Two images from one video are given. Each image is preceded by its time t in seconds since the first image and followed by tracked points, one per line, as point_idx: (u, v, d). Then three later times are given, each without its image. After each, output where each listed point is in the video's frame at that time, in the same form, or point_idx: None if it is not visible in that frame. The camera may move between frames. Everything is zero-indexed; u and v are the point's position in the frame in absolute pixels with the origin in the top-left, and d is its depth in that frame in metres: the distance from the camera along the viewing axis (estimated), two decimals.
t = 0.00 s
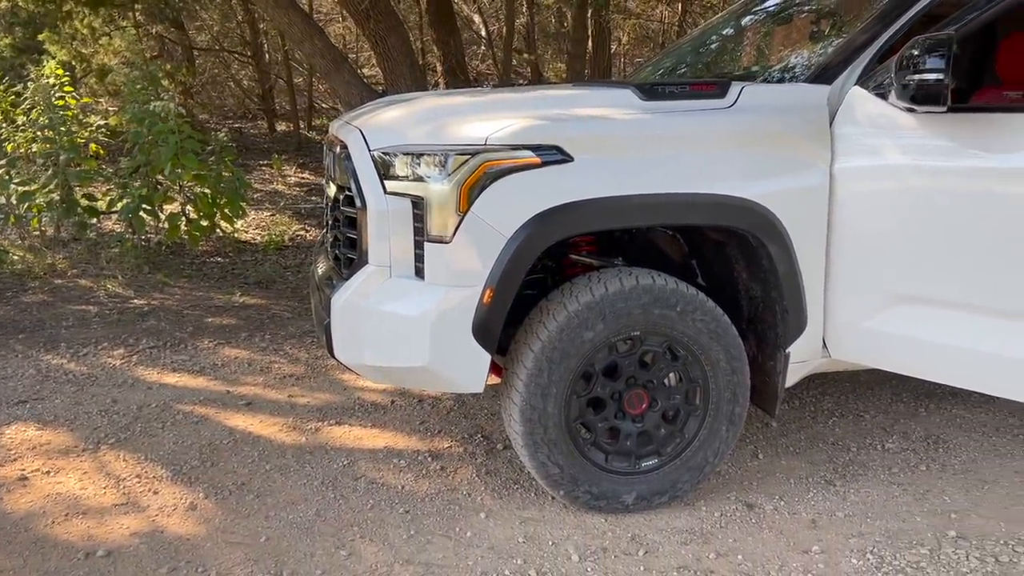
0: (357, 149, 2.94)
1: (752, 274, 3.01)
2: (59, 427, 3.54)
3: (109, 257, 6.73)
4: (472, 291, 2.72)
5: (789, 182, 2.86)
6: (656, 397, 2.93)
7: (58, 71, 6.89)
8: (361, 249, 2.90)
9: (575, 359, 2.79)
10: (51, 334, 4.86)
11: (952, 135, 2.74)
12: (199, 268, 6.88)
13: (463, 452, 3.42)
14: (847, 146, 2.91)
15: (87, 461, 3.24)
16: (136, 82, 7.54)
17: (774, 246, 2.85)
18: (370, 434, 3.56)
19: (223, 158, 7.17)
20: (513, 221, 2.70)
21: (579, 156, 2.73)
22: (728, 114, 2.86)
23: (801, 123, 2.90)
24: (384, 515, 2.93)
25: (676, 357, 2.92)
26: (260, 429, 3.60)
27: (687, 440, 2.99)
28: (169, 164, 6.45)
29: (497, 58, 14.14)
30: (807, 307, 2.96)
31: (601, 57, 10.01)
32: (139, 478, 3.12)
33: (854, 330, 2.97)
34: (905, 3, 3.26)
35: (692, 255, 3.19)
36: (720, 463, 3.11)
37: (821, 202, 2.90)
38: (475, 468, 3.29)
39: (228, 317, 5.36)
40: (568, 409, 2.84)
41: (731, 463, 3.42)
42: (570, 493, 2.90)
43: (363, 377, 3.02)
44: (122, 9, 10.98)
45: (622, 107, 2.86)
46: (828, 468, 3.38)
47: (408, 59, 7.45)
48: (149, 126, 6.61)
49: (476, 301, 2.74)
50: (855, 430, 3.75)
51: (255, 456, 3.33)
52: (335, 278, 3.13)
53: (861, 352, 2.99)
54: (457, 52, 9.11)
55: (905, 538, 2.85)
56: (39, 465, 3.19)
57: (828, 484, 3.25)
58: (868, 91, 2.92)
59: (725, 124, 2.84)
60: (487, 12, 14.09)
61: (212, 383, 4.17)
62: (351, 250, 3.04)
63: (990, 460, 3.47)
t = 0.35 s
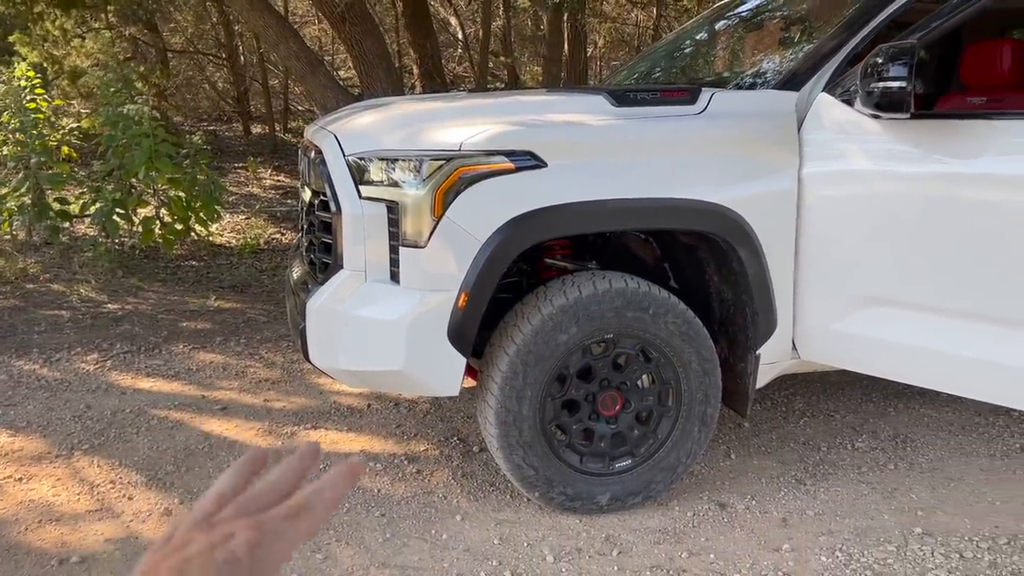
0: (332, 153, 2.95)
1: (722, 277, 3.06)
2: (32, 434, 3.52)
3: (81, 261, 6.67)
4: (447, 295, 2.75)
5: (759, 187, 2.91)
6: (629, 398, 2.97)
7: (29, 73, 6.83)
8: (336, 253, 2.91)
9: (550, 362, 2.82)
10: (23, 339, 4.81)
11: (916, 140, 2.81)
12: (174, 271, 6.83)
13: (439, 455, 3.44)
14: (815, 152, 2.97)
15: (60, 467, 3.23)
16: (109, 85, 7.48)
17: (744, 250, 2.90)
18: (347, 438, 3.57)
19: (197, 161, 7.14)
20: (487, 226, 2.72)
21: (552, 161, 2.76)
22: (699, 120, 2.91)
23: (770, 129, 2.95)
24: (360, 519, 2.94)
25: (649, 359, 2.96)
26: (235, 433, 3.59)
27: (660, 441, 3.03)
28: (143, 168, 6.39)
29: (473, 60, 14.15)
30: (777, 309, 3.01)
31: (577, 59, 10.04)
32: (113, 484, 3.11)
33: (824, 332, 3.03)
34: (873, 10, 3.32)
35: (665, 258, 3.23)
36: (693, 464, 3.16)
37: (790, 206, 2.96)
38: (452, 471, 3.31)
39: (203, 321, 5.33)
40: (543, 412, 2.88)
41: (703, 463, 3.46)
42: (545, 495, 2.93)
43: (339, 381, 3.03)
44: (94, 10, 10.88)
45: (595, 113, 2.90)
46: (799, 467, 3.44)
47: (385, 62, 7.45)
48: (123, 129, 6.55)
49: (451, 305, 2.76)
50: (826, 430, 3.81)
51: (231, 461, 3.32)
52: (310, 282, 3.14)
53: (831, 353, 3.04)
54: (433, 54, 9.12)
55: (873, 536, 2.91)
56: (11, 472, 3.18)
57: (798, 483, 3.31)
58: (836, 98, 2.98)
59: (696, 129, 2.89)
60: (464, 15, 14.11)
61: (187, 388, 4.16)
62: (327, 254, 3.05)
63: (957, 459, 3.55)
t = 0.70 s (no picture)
0: (304, 157, 2.96)
1: (692, 279, 3.09)
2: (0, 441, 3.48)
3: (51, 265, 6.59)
4: (420, 298, 2.76)
5: (728, 190, 2.95)
6: (602, 400, 3.00)
7: None
8: (309, 257, 2.91)
9: (522, 364, 2.83)
10: None
11: (881, 144, 2.86)
12: (146, 276, 6.77)
13: (413, 458, 3.45)
14: (782, 156, 3.01)
15: (29, 474, 3.20)
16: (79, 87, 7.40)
17: (713, 252, 2.94)
18: (320, 442, 3.57)
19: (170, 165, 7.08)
20: (459, 229, 2.74)
21: (524, 165, 2.78)
22: (669, 125, 2.94)
23: (738, 133, 3.00)
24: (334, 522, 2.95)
25: (621, 360, 2.99)
26: (208, 438, 3.58)
27: (632, 442, 3.06)
28: (114, 171, 6.33)
29: (449, 64, 14.15)
30: (746, 311, 3.05)
31: (552, 63, 10.07)
32: (83, 490, 3.09)
33: (793, 334, 3.07)
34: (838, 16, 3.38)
35: (636, 261, 3.26)
36: (665, 464, 3.19)
37: (759, 210, 3.00)
38: (425, 474, 3.32)
39: (175, 326, 5.29)
40: (516, 414, 2.89)
41: (675, 463, 3.50)
42: (518, 496, 2.94)
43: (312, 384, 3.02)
44: (64, 12, 10.75)
45: (566, 117, 2.93)
46: (769, 467, 3.49)
47: (358, 65, 7.43)
48: (94, 132, 6.49)
49: (424, 308, 2.77)
50: (796, 430, 3.86)
51: (203, 466, 3.31)
52: (283, 285, 3.13)
53: (800, 355, 3.08)
54: (408, 57, 9.11)
55: (841, 534, 2.95)
56: None
57: (768, 482, 3.35)
58: (803, 103, 3.03)
59: (665, 134, 2.92)
60: (439, 18, 14.10)
61: (159, 393, 4.13)
62: (299, 257, 3.05)
63: (923, 457, 3.61)
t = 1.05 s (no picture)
0: (276, 162, 2.94)
1: (665, 282, 3.11)
2: None
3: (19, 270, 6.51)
4: (393, 303, 2.75)
5: (699, 194, 2.98)
6: (575, 403, 3.01)
7: None
8: (281, 262, 2.90)
9: (496, 368, 2.84)
10: None
11: (849, 150, 2.90)
12: (117, 281, 6.70)
13: (387, 463, 3.44)
14: (752, 160, 3.04)
15: None
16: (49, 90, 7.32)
17: (685, 256, 2.96)
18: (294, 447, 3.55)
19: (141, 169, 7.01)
20: (432, 234, 2.74)
21: (497, 170, 2.79)
22: (641, 130, 2.97)
23: (709, 138, 3.03)
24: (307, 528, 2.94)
25: (594, 364, 3.00)
26: (179, 444, 3.55)
27: (605, 445, 3.07)
28: (84, 175, 6.26)
29: (424, 67, 14.12)
30: (718, 315, 3.07)
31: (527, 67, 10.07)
32: (51, 498, 3.10)
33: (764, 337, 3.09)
34: (808, 21, 3.42)
35: (610, 265, 3.28)
36: (638, 466, 3.20)
37: (730, 214, 3.03)
38: (400, 479, 3.32)
39: (147, 331, 5.24)
40: (490, 418, 2.90)
41: (649, 465, 3.52)
42: (492, 500, 2.95)
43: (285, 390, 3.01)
44: (33, 14, 10.62)
45: (539, 122, 2.94)
46: (741, 468, 3.52)
47: (333, 69, 7.41)
48: (64, 135, 6.41)
49: (397, 313, 2.76)
50: (768, 431, 3.90)
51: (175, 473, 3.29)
52: (255, 290, 3.12)
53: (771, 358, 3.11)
54: (383, 61, 9.09)
55: (812, 534, 2.99)
56: None
57: (741, 484, 3.38)
58: (773, 108, 3.07)
59: (637, 138, 2.94)
60: (414, 22, 14.09)
61: (131, 399, 4.09)
62: (272, 262, 3.03)
63: (893, 457, 3.66)
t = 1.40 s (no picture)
0: (249, 166, 2.92)
1: (639, 286, 3.13)
2: None
3: None
4: (367, 308, 2.74)
5: (672, 199, 2.99)
6: (550, 407, 3.01)
7: None
8: (254, 267, 2.88)
9: (471, 373, 2.83)
10: None
11: (820, 155, 2.94)
12: (88, 286, 6.61)
13: (362, 470, 3.42)
14: (725, 165, 3.07)
15: None
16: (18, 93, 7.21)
17: (659, 260, 2.98)
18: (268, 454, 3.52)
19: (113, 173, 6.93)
20: (407, 238, 2.73)
21: (472, 175, 2.79)
22: (615, 135, 2.98)
23: (682, 143, 3.05)
24: (281, 536, 2.92)
25: (570, 368, 3.01)
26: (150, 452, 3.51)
27: (581, 449, 3.08)
28: (54, 180, 6.15)
29: (400, 71, 14.09)
30: (692, 318, 3.09)
31: (502, 72, 10.08)
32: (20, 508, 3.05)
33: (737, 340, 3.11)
34: (780, 27, 3.44)
35: (585, 269, 3.29)
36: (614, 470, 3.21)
37: (703, 218, 3.05)
38: (375, 485, 3.30)
39: (119, 338, 5.17)
40: (466, 423, 2.89)
41: (624, 469, 3.53)
42: (468, 505, 2.94)
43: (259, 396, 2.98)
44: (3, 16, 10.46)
45: (514, 127, 2.95)
46: (716, 471, 3.54)
47: (307, 72, 7.37)
48: (33, 139, 6.28)
49: (371, 318, 2.75)
50: (742, 434, 3.93)
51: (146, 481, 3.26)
52: (228, 296, 3.09)
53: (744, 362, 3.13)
54: (358, 65, 9.06)
55: (785, 536, 3.01)
56: None
57: (715, 486, 3.40)
58: (745, 114, 3.09)
59: (611, 143, 2.96)
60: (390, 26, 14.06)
61: (101, 407, 4.04)
62: (245, 268, 3.01)
63: (865, 459, 3.70)
